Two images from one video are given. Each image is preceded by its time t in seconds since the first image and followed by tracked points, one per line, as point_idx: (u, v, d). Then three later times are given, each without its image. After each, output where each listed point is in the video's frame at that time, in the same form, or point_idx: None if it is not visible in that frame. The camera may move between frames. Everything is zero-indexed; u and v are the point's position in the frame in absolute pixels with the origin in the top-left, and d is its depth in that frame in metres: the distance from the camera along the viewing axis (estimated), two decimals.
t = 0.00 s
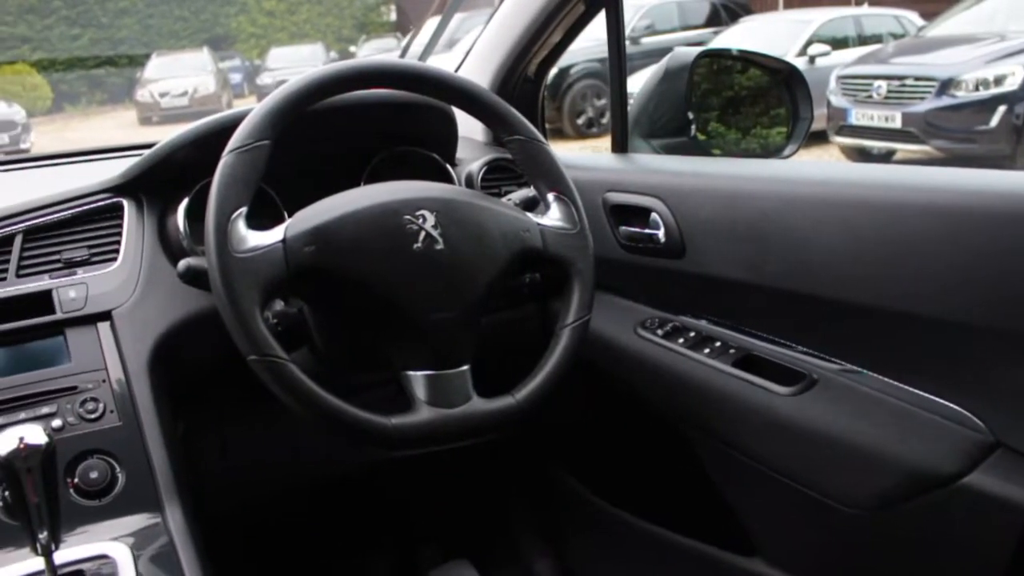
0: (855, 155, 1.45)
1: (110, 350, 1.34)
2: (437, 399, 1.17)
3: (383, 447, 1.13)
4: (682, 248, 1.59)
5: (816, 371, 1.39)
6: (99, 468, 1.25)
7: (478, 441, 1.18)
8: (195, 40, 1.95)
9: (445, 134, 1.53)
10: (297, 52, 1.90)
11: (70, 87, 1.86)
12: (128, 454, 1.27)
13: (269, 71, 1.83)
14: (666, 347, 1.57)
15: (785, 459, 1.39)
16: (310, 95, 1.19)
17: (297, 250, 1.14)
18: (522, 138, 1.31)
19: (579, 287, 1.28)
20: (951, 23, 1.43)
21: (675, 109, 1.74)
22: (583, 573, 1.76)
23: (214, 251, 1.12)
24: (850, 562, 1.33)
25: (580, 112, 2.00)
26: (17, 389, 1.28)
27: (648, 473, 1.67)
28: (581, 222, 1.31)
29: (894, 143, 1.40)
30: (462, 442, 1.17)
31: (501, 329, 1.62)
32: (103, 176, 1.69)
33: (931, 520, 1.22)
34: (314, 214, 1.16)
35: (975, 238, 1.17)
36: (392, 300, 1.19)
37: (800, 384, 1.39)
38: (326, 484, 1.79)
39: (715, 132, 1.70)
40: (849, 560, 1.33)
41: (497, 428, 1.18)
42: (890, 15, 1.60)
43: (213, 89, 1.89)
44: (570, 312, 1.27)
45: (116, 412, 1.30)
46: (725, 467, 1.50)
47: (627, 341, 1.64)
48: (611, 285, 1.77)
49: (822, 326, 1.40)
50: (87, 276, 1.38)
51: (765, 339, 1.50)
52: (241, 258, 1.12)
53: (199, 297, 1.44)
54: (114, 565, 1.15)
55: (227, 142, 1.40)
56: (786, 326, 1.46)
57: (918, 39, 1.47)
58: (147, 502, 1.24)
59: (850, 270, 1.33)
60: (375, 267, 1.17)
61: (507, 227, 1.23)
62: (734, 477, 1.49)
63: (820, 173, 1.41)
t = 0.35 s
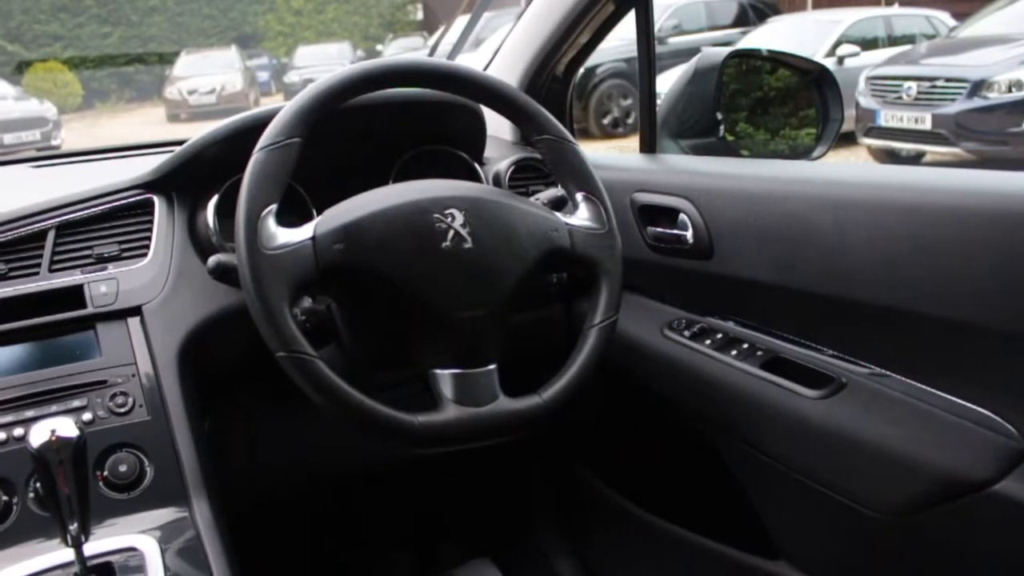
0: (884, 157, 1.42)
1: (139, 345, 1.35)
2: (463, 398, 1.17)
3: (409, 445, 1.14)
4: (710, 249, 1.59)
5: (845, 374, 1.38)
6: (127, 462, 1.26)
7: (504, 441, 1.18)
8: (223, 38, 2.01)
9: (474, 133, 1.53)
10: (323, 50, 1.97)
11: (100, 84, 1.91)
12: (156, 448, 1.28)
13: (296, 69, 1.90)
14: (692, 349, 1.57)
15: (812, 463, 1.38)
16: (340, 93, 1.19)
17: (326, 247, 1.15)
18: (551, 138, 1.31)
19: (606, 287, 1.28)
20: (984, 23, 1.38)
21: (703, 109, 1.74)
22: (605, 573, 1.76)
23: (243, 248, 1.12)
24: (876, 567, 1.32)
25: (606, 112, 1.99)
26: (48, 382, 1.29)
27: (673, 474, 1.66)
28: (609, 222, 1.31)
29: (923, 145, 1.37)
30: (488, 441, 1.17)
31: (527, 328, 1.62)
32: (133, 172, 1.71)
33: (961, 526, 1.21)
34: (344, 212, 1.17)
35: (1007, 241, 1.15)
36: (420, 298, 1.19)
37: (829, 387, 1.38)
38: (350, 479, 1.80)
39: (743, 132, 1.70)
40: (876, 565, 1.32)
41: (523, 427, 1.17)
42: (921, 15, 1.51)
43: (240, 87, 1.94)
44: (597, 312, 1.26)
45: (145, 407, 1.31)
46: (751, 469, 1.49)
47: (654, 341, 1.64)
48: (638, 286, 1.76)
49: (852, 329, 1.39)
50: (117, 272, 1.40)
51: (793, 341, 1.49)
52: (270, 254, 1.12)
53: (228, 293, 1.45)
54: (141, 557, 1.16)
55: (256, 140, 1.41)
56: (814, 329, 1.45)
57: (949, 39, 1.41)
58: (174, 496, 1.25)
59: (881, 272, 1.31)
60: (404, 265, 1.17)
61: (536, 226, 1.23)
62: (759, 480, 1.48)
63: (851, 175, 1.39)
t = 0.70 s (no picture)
0: (910, 159, 1.41)
1: (165, 340, 1.36)
2: (487, 397, 1.18)
3: (432, 443, 1.14)
4: (735, 250, 1.58)
5: (871, 378, 1.37)
6: (153, 456, 1.27)
7: (527, 440, 1.18)
8: (249, 36, 2.03)
9: (500, 133, 1.53)
10: (348, 49, 2.02)
11: (127, 82, 1.94)
12: (181, 443, 1.29)
13: (321, 67, 1.92)
14: (717, 350, 1.56)
15: (836, 466, 1.37)
16: (367, 92, 1.19)
17: (352, 245, 1.15)
18: (577, 138, 1.31)
19: (631, 287, 1.27)
20: (1015, 23, 1.33)
21: (728, 111, 1.74)
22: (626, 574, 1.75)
23: (270, 245, 1.13)
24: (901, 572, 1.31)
25: (629, 112, 1.98)
26: (76, 376, 1.30)
27: (699, 476, 1.65)
28: (635, 222, 1.31)
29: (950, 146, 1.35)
30: (512, 441, 1.17)
31: (550, 328, 1.62)
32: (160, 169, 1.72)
33: (987, 532, 1.19)
34: (370, 210, 1.17)
35: None
36: (445, 297, 1.19)
37: (854, 390, 1.37)
38: (372, 477, 1.80)
39: (768, 133, 1.70)
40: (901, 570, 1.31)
41: (546, 427, 1.17)
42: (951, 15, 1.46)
43: (265, 85, 1.95)
44: (622, 313, 1.26)
45: (171, 402, 1.32)
46: (775, 472, 1.48)
47: (678, 342, 1.63)
48: (663, 286, 1.76)
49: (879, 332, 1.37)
50: (144, 268, 1.40)
51: (818, 344, 1.48)
52: (297, 252, 1.13)
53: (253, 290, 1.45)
54: (166, 551, 1.17)
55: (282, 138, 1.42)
56: (840, 332, 1.44)
57: (978, 40, 1.37)
58: (199, 491, 1.26)
59: (908, 275, 1.30)
60: (429, 264, 1.18)
61: (561, 226, 1.23)
62: (783, 482, 1.47)
63: (879, 176, 1.38)
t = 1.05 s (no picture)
0: (933, 160, 1.40)
1: (189, 336, 1.37)
2: (510, 396, 1.18)
3: (454, 442, 1.14)
4: (759, 252, 1.57)
5: (895, 381, 1.36)
6: (176, 452, 1.28)
7: (549, 439, 1.18)
8: (271, 35, 2.18)
9: (524, 133, 1.53)
10: (367, 48, 2.19)
11: (150, 79, 2.00)
12: (204, 439, 1.30)
13: (342, 66, 2.05)
14: (739, 351, 1.56)
15: (858, 470, 1.36)
16: (391, 90, 1.20)
17: (376, 244, 1.16)
18: (601, 138, 1.31)
19: (654, 288, 1.27)
20: None
21: (751, 112, 1.74)
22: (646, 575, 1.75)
23: (294, 243, 1.14)
24: None
25: (651, 112, 1.99)
26: (101, 371, 1.31)
27: (720, 478, 1.66)
28: (658, 223, 1.30)
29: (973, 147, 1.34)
30: (533, 440, 1.17)
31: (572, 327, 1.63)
32: (185, 166, 1.74)
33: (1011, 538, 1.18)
34: (394, 209, 1.17)
35: None
36: (468, 296, 1.19)
37: (878, 393, 1.36)
38: (392, 476, 1.80)
39: (791, 134, 1.69)
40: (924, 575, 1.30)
41: (568, 426, 1.17)
42: (978, 15, 1.43)
43: (287, 83, 2.05)
44: (644, 313, 1.26)
45: (194, 398, 1.33)
46: (797, 474, 1.47)
47: (701, 344, 1.63)
48: (685, 287, 1.75)
49: (903, 335, 1.36)
50: (169, 264, 1.42)
51: (841, 346, 1.47)
52: (321, 250, 1.13)
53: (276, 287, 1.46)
54: (188, 546, 1.18)
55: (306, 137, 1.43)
56: (864, 335, 1.42)
57: (1007, 41, 1.34)
58: (221, 487, 1.27)
59: (933, 277, 1.28)
60: (452, 262, 1.18)
61: (584, 226, 1.23)
62: (805, 485, 1.46)
63: (904, 177, 1.37)
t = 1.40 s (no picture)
0: (958, 163, 1.38)
1: (213, 332, 1.38)
2: (533, 396, 1.18)
3: (476, 440, 1.14)
4: (783, 253, 1.56)
5: (920, 385, 1.35)
6: (199, 447, 1.29)
7: (571, 439, 1.18)
8: (294, 34, 2.20)
9: (547, 132, 1.53)
10: (390, 47, 2.24)
11: (174, 78, 2.03)
12: (227, 435, 1.31)
13: (364, 65, 2.10)
14: (763, 354, 1.55)
15: (881, 474, 1.35)
16: (416, 89, 1.20)
17: (400, 242, 1.16)
18: (625, 138, 1.31)
19: (677, 288, 1.27)
20: None
21: (778, 114, 1.73)
22: None
23: (319, 241, 1.14)
24: None
25: (673, 113, 1.98)
26: (125, 366, 1.32)
27: (744, 480, 1.66)
28: (682, 223, 1.30)
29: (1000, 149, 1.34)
30: (555, 440, 1.17)
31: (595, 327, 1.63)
32: (211, 163, 1.75)
33: None
34: (418, 208, 1.18)
35: None
36: (492, 295, 1.20)
37: (903, 397, 1.35)
38: (412, 475, 1.81)
39: (816, 136, 1.68)
40: None
41: (590, 426, 1.17)
42: (1006, 15, 1.40)
43: (309, 82, 2.08)
44: (668, 313, 1.26)
45: (218, 394, 1.34)
46: (820, 478, 1.46)
47: (724, 346, 1.63)
48: (709, 289, 1.74)
49: (928, 338, 1.35)
50: (193, 261, 1.42)
51: (866, 349, 1.46)
52: (345, 248, 1.14)
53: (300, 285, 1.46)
54: (211, 541, 1.19)
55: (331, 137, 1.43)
56: (889, 338, 1.41)
57: None
58: (243, 482, 1.28)
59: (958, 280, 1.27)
60: (476, 261, 1.18)
61: (608, 226, 1.23)
62: (828, 488, 1.46)
63: (930, 179, 1.36)
